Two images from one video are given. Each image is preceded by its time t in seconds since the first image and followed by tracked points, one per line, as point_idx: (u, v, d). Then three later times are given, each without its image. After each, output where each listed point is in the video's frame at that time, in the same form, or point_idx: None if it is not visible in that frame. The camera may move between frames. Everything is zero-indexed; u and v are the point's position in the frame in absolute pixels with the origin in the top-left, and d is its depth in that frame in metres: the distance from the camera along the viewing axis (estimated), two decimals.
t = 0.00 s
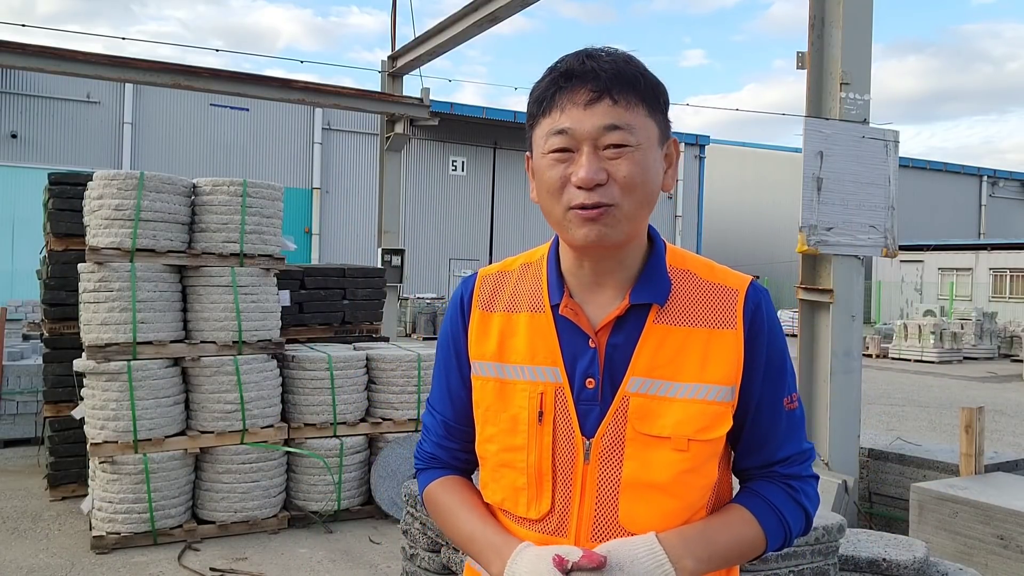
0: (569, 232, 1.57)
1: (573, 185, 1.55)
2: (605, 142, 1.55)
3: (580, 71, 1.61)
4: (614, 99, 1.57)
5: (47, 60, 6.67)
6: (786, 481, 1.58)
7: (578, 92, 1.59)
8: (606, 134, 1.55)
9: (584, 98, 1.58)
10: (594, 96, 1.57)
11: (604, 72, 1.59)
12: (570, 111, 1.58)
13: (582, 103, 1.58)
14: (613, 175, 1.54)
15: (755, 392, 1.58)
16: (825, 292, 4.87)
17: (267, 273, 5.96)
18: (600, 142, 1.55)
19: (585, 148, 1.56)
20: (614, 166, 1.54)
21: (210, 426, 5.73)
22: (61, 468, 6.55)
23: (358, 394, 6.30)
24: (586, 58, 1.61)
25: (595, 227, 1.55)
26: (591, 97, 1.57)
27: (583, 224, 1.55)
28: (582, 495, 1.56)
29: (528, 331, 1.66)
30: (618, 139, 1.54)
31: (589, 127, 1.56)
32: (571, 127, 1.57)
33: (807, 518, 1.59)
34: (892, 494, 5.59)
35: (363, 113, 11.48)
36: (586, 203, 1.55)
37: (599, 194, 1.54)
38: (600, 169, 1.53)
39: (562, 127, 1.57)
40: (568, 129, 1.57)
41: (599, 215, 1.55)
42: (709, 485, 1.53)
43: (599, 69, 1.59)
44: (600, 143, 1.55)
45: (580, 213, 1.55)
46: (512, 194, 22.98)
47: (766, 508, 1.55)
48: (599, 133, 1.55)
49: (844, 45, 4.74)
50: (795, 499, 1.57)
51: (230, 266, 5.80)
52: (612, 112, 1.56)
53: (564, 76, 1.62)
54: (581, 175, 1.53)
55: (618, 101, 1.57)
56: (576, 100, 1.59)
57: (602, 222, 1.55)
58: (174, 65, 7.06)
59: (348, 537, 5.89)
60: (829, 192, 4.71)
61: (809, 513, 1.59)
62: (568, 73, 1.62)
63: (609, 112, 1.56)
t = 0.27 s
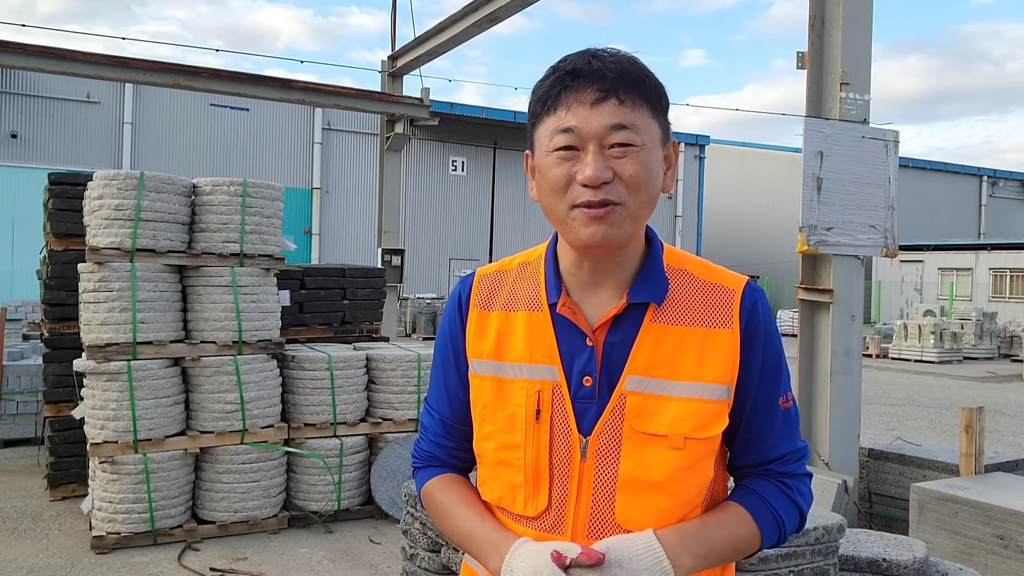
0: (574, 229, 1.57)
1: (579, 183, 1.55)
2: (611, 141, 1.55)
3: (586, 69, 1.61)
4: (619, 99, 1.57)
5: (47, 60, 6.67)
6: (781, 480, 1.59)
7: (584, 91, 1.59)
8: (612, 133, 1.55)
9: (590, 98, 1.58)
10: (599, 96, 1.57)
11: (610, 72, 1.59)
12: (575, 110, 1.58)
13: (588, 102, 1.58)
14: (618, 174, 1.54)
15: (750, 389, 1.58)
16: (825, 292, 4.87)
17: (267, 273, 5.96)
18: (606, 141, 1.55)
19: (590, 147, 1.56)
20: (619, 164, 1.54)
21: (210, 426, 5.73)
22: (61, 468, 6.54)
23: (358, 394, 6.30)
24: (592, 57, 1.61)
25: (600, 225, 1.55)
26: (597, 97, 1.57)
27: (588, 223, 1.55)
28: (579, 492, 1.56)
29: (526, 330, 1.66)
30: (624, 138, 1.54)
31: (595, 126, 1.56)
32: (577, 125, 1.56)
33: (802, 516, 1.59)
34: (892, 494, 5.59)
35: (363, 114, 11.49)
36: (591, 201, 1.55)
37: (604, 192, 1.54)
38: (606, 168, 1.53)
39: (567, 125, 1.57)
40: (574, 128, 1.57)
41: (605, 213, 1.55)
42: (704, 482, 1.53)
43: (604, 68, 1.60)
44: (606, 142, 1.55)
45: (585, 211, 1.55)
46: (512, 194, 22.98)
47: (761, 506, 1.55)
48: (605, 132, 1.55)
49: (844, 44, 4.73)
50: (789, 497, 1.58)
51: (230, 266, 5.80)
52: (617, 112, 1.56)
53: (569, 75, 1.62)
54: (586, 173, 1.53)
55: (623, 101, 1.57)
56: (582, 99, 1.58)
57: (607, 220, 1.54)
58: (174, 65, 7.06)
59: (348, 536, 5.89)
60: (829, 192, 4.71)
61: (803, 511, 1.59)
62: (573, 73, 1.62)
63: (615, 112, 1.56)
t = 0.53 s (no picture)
0: (574, 230, 1.57)
1: (580, 185, 1.55)
2: (613, 144, 1.55)
3: (588, 72, 1.61)
4: (621, 102, 1.57)
5: (47, 60, 6.67)
6: (778, 484, 1.59)
7: (586, 94, 1.59)
8: (614, 135, 1.55)
9: (592, 100, 1.58)
10: (602, 99, 1.57)
11: (612, 75, 1.59)
12: (577, 112, 1.58)
13: (590, 104, 1.58)
14: (620, 177, 1.54)
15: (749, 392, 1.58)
16: (825, 292, 4.87)
17: (267, 273, 5.96)
18: (608, 144, 1.55)
19: (592, 150, 1.56)
20: (621, 168, 1.55)
21: (210, 426, 5.73)
22: (61, 468, 6.54)
23: (358, 394, 6.30)
24: (595, 59, 1.61)
25: (600, 227, 1.55)
26: (600, 100, 1.57)
27: (588, 224, 1.56)
28: (574, 492, 1.56)
29: (526, 330, 1.66)
30: (626, 141, 1.54)
31: (597, 129, 1.55)
32: (579, 128, 1.57)
33: (799, 521, 1.59)
34: (892, 494, 5.59)
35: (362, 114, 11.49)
36: (593, 204, 1.55)
37: (605, 195, 1.54)
38: (607, 171, 1.53)
39: (569, 127, 1.57)
40: (576, 130, 1.57)
41: (605, 216, 1.55)
42: (700, 484, 1.53)
43: (607, 71, 1.59)
44: (608, 144, 1.55)
45: (586, 214, 1.56)
46: (512, 194, 22.98)
47: (756, 509, 1.55)
48: (607, 134, 1.55)
49: (844, 45, 4.74)
50: (785, 501, 1.58)
51: (230, 266, 5.80)
52: (619, 114, 1.56)
53: (572, 77, 1.62)
54: (588, 176, 1.53)
55: (626, 104, 1.57)
56: (584, 101, 1.58)
57: (607, 222, 1.55)
58: (174, 65, 7.06)
59: (348, 536, 5.89)
60: (829, 192, 4.71)
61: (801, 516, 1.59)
62: (576, 74, 1.61)
63: (618, 115, 1.56)
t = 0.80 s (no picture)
0: (578, 231, 1.57)
1: (587, 188, 1.55)
2: (622, 147, 1.55)
3: (599, 75, 1.60)
4: (631, 106, 1.57)
5: (47, 60, 6.67)
6: (772, 487, 1.59)
7: (597, 97, 1.58)
8: (623, 139, 1.55)
9: (602, 103, 1.58)
10: (612, 102, 1.57)
11: (624, 78, 1.59)
12: (587, 114, 1.58)
13: (600, 107, 1.57)
14: (626, 180, 1.54)
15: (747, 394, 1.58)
16: (825, 292, 4.87)
17: (267, 273, 5.96)
18: (617, 147, 1.55)
19: (601, 152, 1.56)
20: (629, 171, 1.55)
21: (210, 426, 5.73)
22: (61, 468, 6.54)
23: (358, 395, 6.30)
24: (607, 62, 1.61)
25: (604, 230, 1.55)
26: (610, 102, 1.57)
27: (592, 226, 1.56)
28: (570, 492, 1.56)
29: (525, 328, 1.66)
30: (635, 145, 1.55)
31: (607, 132, 1.55)
32: (588, 130, 1.56)
33: (792, 525, 1.59)
34: (892, 494, 5.59)
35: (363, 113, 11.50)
36: (598, 206, 1.55)
37: (612, 198, 1.54)
38: (615, 174, 1.53)
39: (578, 129, 1.57)
40: (585, 132, 1.57)
41: (610, 218, 1.55)
42: (695, 486, 1.53)
43: (619, 74, 1.59)
44: (617, 148, 1.55)
45: (590, 215, 1.55)
46: (512, 194, 22.98)
47: (751, 512, 1.55)
48: (616, 138, 1.55)
49: (844, 45, 4.73)
50: (779, 504, 1.58)
51: (230, 266, 5.80)
52: (629, 118, 1.56)
53: (583, 78, 1.62)
54: (596, 178, 1.53)
55: (635, 108, 1.57)
56: (594, 104, 1.58)
57: (612, 225, 1.55)
58: (174, 65, 7.06)
59: (348, 536, 5.89)
60: (829, 192, 4.71)
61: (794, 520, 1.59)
62: (587, 76, 1.61)
63: (627, 119, 1.56)
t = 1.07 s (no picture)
0: (564, 233, 1.58)
1: (568, 188, 1.55)
2: (598, 146, 1.55)
3: (571, 77, 1.60)
4: (605, 104, 1.57)
5: (47, 60, 6.67)
6: (775, 471, 1.59)
7: (570, 98, 1.59)
8: (599, 138, 1.55)
9: (576, 104, 1.58)
10: (586, 102, 1.57)
11: (595, 78, 1.59)
12: (562, 116, 1.58)
13: (574, 108, 1.57)
14: (606, 178, 1.54)
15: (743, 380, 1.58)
16: (825, 292, 4.87)
17: (267, 273, 5.96)
18: (594, 147, 1.55)
19: (578, 153, 1.56)
20: (608, 169, 1.55)
21: (210, 426, 5.73)
22: (60, 468, 6.54)
23: (358, 395, 6.30)
24: (577, 63, 1.61)
25: (589, 230, 1.55)
26: (584, 103, 1.57)
27: (578, 227, 1.56)
28: (575, 488, 1.56)
29: (520, 330, 1.66)
30: (611, 143, 1.55)
31: (582, 132, 1.55)
32: (564, 132, 1.56)
33: (796, 507, 1.60)
34: (892, 494, 5.59)
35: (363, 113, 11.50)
36: (581, 206, 1.55)
37: (593, 197, 1.54)
38: (594, 173, 1.53)
39: (555, 132, 1.57)
40: (562, 134, 1.57)
41: (594, 218, 1.55)
42: (698, 476, 1.53)
43: (590, 75, 1.59)
44: (593, 148, 1.55)
45: (574, 217, 1.56)
46: (512, 194, 22.99)
47: (757, 496, 1.55)
48: (592, 137, 1.55)
49: (844, 45, 4.74)
50: (784, 487, 1.58)
51: (230, 266, 5.80)
52: (604, 117, 1.56)
53: (555, 81, 1.62)
54: (575, 179, 1.53)
55: (609, 106, 1.57)
56: (568, 105, 1.58)
57: (596, 224, 1.55)
58: (174, 65, 7.06)
59: (348, 536, 5.89)
60: (829, 192, 4.71)
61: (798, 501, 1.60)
62: (559, 79, 1.61)
63: (601, 117, 1.56)
